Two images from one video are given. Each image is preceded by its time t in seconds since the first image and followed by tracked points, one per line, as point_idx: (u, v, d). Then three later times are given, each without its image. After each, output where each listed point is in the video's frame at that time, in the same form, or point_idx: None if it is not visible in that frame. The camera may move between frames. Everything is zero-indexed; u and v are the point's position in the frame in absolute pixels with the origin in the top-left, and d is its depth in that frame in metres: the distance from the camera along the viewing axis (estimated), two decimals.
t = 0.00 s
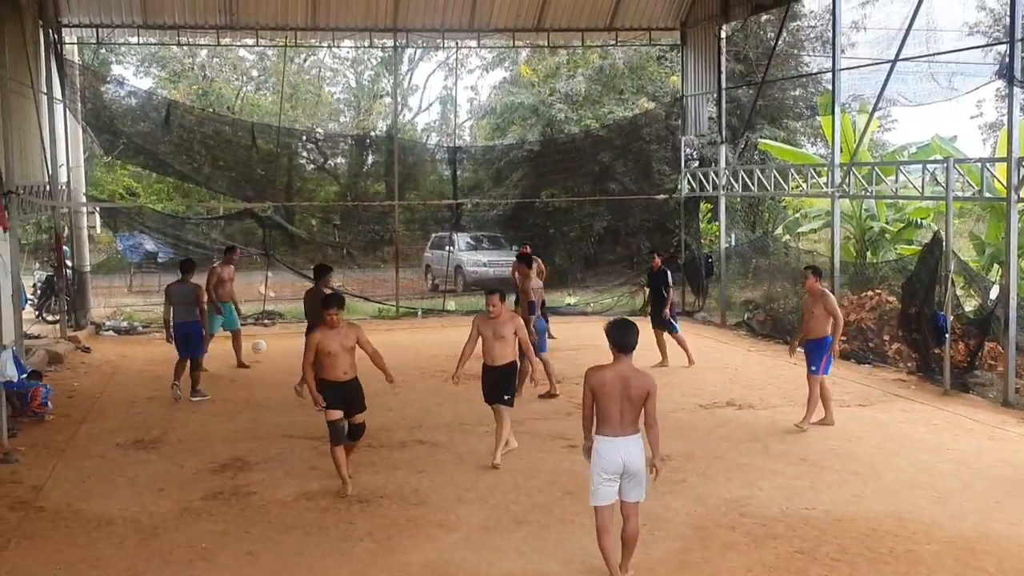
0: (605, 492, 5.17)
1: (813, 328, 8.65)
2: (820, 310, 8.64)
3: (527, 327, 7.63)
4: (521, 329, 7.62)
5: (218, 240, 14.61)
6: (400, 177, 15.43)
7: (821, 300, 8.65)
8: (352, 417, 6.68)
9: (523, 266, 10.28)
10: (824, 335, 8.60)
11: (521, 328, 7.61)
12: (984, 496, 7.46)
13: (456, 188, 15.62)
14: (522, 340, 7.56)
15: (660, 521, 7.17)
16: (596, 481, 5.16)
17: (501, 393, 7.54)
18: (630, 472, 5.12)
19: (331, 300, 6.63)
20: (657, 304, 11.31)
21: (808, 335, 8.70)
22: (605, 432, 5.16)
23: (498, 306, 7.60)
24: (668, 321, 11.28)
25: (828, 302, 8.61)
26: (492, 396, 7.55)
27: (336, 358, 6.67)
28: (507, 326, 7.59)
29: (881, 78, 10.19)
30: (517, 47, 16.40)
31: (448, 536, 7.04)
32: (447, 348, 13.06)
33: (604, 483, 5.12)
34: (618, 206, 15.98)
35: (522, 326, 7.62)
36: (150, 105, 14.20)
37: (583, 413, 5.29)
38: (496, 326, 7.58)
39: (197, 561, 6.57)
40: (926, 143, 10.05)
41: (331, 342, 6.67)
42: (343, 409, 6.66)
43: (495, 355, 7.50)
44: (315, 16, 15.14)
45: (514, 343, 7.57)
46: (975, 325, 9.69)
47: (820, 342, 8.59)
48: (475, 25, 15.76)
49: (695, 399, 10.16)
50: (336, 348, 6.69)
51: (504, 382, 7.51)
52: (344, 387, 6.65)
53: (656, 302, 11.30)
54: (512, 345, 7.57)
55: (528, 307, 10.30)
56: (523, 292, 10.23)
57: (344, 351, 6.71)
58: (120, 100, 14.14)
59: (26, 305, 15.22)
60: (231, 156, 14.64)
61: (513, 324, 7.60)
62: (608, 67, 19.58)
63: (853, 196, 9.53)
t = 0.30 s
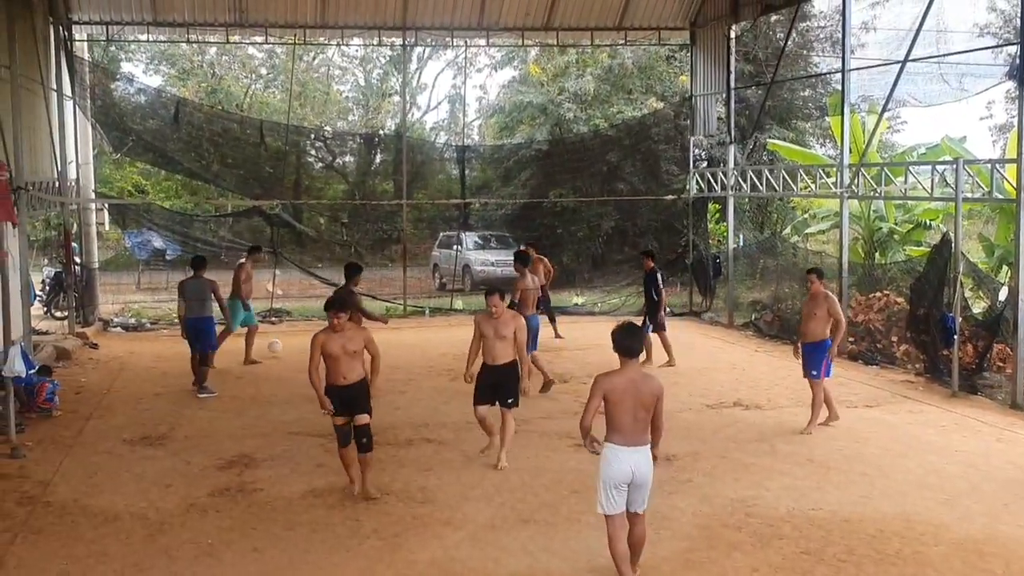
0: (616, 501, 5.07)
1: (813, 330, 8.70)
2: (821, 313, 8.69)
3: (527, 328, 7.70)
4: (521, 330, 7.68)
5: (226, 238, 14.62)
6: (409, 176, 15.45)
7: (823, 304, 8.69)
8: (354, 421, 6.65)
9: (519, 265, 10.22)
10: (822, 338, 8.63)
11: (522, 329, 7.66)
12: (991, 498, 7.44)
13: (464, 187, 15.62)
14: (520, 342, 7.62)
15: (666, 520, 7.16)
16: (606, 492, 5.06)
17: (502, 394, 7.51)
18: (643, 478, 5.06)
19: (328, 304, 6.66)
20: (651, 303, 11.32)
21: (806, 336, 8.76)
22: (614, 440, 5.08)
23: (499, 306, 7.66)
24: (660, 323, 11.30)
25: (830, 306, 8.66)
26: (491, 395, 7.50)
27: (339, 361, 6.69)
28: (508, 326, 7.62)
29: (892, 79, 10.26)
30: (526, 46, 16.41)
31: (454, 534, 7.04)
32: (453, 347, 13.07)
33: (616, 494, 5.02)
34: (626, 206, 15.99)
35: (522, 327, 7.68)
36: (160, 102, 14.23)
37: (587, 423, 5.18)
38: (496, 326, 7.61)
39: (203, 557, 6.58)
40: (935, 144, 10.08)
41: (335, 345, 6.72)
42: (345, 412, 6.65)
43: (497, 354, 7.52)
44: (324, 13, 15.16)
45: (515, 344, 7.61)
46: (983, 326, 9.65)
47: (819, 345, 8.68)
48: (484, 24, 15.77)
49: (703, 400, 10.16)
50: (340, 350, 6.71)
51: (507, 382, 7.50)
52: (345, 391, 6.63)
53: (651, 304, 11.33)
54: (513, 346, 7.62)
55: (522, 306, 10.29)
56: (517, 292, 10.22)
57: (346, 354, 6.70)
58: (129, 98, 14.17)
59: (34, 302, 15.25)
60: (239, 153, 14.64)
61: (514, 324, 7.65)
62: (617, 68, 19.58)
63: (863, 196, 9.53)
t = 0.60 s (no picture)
0: (627, 501, 5.05)
1: (814, 331, 8.96)
2: (821, 317, 8.92)
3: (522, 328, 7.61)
4: (517, 332, 7.62)
5: (234, 236, 14.61)
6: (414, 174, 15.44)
7: (825, 308, 8.91)
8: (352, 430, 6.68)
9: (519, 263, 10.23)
10: (821, 339, 8.92)
11: (517, 331, 7.59)
12: (997, 500, 7.42)
13: (471, 187, 15.59)
14: (516, 346, 7.57)
15: (671, 521, 7.14)
16: (618, 494, 5.08)
17: (502, 400, 7.55)
18: (655, 481, 5.00)
19: (331, 309, 6.67)
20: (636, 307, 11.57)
21: (805, 337, 9.06)
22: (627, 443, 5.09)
23: (492, 311, 7.61)
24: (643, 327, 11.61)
25: (831, 309, 8.89)
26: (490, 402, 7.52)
27: (339, 367, 6.70)
28: (504, 330, 7.57)
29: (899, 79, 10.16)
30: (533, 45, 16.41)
31: (459, 534, 7.04)
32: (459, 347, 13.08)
33: (626, 495, 5.03)
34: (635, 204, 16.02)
35: (518, 329, 7.61)
36: (167, 100, 14.20)
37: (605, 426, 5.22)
38: (492, 331, 7.58)
39: (208, 556, 6.59)
40: (943, 146, 10.10)
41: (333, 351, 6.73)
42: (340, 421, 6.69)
43: (493, 360, 7.51)
44: (331, 13, 15.17)
45: (511, 349, 7.57)
46: (989, 328, 9.61)
47: (818, 348, 8.98)
48: (491, 23, 15.77)
49: (708, 400, 10.15)
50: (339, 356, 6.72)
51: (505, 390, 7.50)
52: (342, 399, 6.67)
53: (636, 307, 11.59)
54: (510, 350, 7.58)
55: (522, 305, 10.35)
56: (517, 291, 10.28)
57: (347, 361, 6.71)
58: (136, 95, 14.15)
59: (42, 300, 15.31)
60: (246, 152, 14.63)
61: (510, 325, 7.60)
62: (624, 67, 19.52)
63: (869, 198, 9.47)
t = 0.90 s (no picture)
0: (670, 566, 4.02)
1: (876, 352, 7.02)
2: (885, 332, 7.01)
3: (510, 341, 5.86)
4: (507, 347, 5.85)
5: (176, 231, 13.00)
6: (398, 156, 13.53)
7: (888, 320, 7.02)
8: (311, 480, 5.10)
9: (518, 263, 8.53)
10: (885, 360, 7.02)
11: (506, 346, 5.84)
12: None
13: (464, 171, 13.86)
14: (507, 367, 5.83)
15: None
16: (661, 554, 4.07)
17: (491, 439, 5.76)
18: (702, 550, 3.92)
19: (274, 325, 4.94)
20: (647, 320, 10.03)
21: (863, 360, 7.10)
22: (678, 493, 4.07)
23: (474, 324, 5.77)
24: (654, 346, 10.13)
25: (897, 321, 7.01)
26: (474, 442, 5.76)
27: (292, 399, 5.00)
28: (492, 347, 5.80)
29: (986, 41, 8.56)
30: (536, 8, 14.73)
31: None
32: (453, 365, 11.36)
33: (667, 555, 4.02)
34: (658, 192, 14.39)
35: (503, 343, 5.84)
36: (95, 66, 12.13)
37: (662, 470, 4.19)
38: (473, 348, 5.79)
39: None
40: None
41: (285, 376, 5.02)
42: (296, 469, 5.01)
43: (475, 388, 5.75)
44: None
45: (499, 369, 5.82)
46: None
47: (881, 371, 7.04)
48: None
49: (753, 430, 8.47)
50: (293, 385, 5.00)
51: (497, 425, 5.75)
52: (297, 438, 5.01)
53: (643, 321, 10.04)
54: (500, 375, 5.83)
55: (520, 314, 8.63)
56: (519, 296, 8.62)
57: (302, 393, 4.99)
58: (58, 62, 12.05)
59: None
60: (191, 129, 12.51)
61: (498, 342, 5.83)
62: (653, 25, 18.20)
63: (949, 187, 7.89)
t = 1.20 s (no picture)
0: None
1: (891, 356, 6.22)
2: (900, 334, 6.25)
3: (502, 355, 5.31)
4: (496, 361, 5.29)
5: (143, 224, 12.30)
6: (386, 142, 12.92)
7: (902, 321, 6.29)
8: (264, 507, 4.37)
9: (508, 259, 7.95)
10: (901, 366, 6.21)
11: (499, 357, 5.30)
12: None
13: (457, 159, 13.22)
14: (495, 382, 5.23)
15: None
16: None
17: (471, 459, 5.07)
18: None
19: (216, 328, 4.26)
20: (627, 320, 9.45)
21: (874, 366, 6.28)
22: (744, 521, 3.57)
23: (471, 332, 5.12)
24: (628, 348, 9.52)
25: (912, 322, 6.29)
26: (453, 462, 5.07)
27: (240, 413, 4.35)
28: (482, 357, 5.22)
29: None
30: None
31: None
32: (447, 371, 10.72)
33: None
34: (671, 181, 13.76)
35: (494, 357, 5.28)
36: (55, 45, 11.43)
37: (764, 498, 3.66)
38: (462, 358, 5.17)
39: None
40: None
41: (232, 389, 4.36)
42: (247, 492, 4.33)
43: (461, 402, 5.09)
44: None
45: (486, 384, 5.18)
46: None
47: (896, 379, 6.22)
48: None
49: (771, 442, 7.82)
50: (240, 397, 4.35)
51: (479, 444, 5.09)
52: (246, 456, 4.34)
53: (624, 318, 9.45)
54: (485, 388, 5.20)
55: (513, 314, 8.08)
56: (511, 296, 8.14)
57: (252, 404, 4.35)
58: (15, 40, 11.32)
59: None
60: (161, 115, 11.96)
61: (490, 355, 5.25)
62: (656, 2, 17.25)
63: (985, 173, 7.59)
